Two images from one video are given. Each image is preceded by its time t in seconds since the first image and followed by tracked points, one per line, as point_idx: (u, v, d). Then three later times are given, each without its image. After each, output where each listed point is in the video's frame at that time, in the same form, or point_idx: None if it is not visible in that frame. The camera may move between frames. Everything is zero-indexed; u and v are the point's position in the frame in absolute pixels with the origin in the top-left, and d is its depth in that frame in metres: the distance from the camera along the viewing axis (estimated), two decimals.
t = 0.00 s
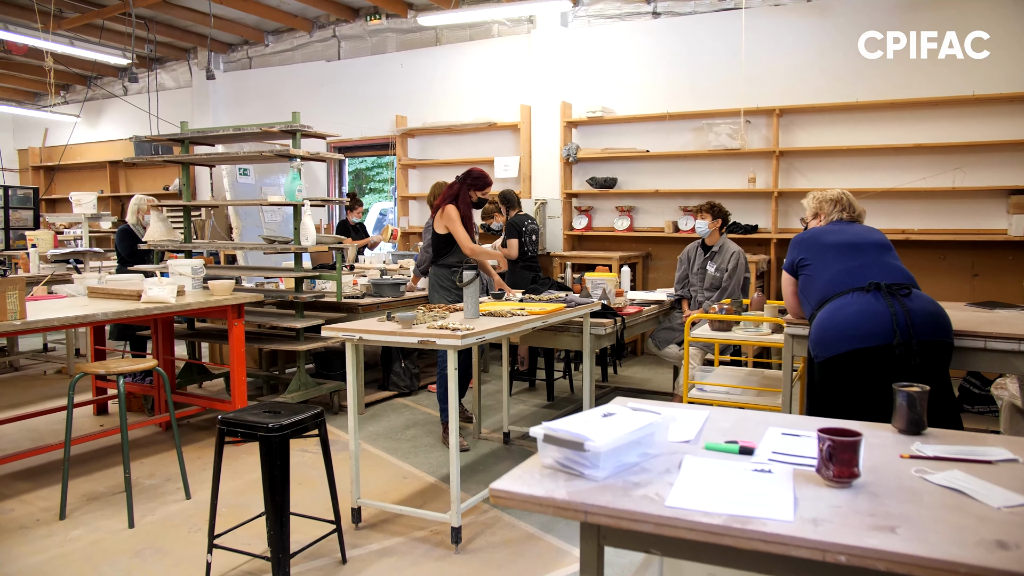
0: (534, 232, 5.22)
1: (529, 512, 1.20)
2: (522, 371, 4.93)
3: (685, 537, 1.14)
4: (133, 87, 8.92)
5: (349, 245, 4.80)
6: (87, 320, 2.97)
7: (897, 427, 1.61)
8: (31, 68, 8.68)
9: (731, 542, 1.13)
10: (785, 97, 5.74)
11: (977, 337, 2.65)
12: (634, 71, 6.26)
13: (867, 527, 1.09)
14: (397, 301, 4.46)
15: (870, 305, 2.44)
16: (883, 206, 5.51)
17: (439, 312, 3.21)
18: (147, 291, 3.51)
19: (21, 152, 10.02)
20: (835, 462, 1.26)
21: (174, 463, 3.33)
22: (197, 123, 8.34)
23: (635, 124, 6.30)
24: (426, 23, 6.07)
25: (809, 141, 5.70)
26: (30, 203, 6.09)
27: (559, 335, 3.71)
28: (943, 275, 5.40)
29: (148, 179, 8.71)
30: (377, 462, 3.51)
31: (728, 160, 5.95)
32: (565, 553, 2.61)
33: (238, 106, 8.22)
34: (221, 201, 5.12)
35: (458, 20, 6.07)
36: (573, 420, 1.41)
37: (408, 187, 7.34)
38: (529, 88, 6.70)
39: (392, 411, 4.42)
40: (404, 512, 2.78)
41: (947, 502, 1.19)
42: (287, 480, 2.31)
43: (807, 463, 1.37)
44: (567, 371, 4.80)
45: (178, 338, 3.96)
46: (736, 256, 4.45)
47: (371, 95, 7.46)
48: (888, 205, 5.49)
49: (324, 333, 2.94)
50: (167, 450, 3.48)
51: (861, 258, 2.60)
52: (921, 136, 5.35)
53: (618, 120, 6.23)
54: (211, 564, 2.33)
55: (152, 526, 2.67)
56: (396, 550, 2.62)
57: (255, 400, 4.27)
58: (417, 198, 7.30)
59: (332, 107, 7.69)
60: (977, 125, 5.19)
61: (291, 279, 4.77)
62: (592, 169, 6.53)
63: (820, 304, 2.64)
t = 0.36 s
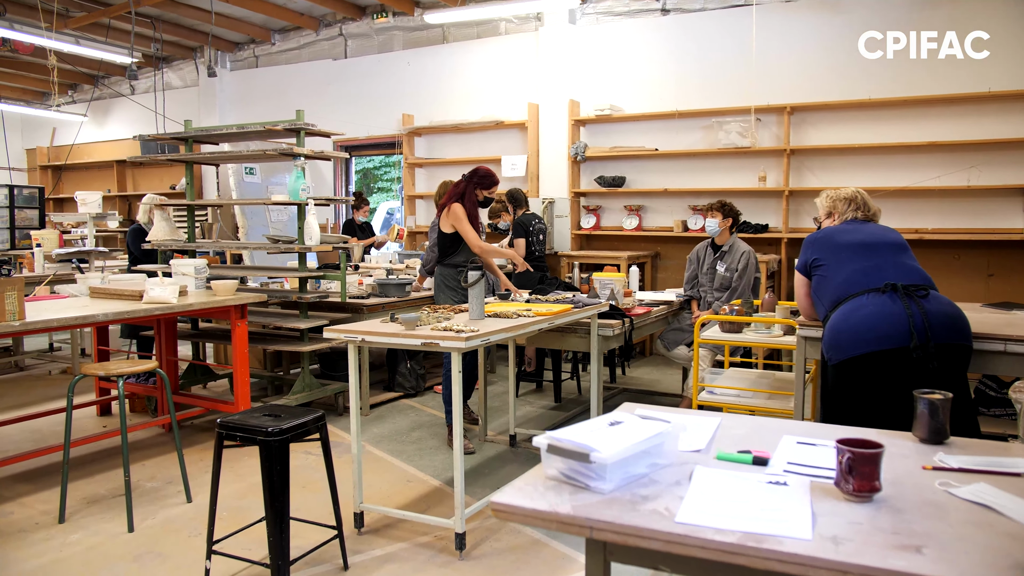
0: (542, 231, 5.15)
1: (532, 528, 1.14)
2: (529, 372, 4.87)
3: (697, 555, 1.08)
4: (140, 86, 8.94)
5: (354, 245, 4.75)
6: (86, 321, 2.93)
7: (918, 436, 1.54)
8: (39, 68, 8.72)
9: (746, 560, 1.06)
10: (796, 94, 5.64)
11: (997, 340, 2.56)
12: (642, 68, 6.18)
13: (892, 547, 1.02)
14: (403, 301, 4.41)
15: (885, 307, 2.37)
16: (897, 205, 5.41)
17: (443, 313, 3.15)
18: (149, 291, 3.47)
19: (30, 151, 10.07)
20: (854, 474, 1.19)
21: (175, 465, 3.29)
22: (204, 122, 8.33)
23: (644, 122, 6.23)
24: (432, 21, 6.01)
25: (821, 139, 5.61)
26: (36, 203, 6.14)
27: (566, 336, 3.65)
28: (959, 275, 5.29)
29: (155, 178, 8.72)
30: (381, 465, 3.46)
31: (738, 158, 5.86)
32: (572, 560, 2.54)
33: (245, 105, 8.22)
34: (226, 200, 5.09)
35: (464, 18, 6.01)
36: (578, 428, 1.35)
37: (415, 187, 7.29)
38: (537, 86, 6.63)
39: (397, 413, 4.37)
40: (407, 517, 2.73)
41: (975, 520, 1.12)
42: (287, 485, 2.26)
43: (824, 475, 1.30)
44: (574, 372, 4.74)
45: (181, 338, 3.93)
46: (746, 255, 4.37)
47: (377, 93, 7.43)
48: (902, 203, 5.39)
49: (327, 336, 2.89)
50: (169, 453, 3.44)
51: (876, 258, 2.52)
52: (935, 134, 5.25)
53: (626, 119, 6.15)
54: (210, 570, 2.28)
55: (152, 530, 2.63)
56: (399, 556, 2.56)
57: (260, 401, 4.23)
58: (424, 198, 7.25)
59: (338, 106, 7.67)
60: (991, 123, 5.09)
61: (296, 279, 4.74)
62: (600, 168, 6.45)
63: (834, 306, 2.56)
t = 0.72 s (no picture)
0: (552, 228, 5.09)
1: (538, 538, 1.09)
2: (538, 371, 4.81)
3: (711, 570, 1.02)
4: (150, 83, 8.96)
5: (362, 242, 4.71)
6: (89, 319, 2.90)
7: (943, 442, 1.46)
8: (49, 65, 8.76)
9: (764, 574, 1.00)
10: (810, 89, 5.54)
11: (1021, 340, 2.48)
12: (653, 64, 6.10)
13: (921, 564, 0.96)
14: (411, 299, 4.37)
15: (904, 306, 2.29)
16: (914, 203, 5.30)
17: (450, 311, 3.10)
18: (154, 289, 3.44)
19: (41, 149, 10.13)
20: (877, 484, 1.13)
21: (180, 464, 3.26)
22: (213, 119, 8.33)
23: (655, 118, 6.14)
24: (441, 17, 5.95)
25: (835, 135, 5.51)
26: (45, 200, 6.15)
27: (575, 335, 3.59)
28: (977, 274, 5.18)
29: (165, 176, 8.74)
30: (387, 465, 3.42)
31: (752, 155, 5.77)
32: (580, 564, 2.48)
33: (255, 101, 8.22)
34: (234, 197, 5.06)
35: (474, 14, 5.94)
36: (586, 434, 1.29)
37: (424, 184, 7.24)
38: (547, 82, 6.56)
39: (405, 412, 4.33)
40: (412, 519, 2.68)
41: (1008, 534, 1.05)
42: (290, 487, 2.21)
43: (846, 483, 1.24)
44: (584, 371, 4.68)
45: (187, 336, 3.90)
46: (759, 253, 4.29)
47: (386, 90, 7.39)
48: (919, 201, 5.28)
49: (332, 334, 2.85)
50: (174, 452, 3.42)
51: (895, 256, 2.44)
52: (951, 131, 5.14)
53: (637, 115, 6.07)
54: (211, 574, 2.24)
55: (154, 531, 2.59)
56: (404, 559, 2.52)
57: (267, 400, 4.20)
58: (433, 195, 7.21)
59: (347, 102, 7.64)
60: (1006, 119, 4.99)
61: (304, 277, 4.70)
62: (611, 165, 6.38)
63: (851, 305, 2.48)
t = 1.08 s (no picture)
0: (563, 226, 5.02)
1: (545, 550, 1.03)
2: (549, 370, 4.75)
3: None
4: (160, 81, 8.99)
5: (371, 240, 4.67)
6: (93, 317, 2.87)
7: (973, 448, 1.39)
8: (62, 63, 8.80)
9: None
10: (826, 84, 5.43)
11: None
12: (666, 59, 6.01)
13: None
14: (420, 297, 4.32)
15: (926, 305, 2.20)
16: (933, 200, 5.18)
17: (459, 310, 3.05)
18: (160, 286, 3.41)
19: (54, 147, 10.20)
20: (907, 494, 1.06)
21: (186, 464, 3.23)
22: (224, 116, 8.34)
23: (667, 114, 6.06)
24: (452, 12, 5.88)
25: (852, 131, 5.40)
26: (55, 197, 6.19)
27: (586, 334, 3.53)
28: (998, 273, 5.06)
29: (175, 174, 8.76)
30: (394, 466, 3.37)
31: (766, 152, 5.67)
32: (590, 569, 2.42)
33: (265, 99, 8.22)
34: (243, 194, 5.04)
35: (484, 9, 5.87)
36: (597, 438, 1.23)
37: (434, 181, 7.20)
38: (558, 78, 6.49)
39: (413, 411, 4.28)
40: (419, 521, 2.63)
41: None
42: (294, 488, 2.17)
43: (872, 492, 1.17)
44: (595, 371, 4.62)
45: (194, 334, 3.88)
46: (774, 251, 4.20)
47: (396, 86, 7.36)
48: (938, 198, 5.16)
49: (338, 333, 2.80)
50: (180, 451, 3.39)
51: (916, 253, 2.35)
52: (969, 126, 5.03)
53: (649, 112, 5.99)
54: None
55: (158, 531, 2.56)
56: (411, 562, 2.47)
57: (275, 398, 4.18)
58: (443, 192, 7.16)
59: (357, 99, 7.61)
60: (1021, 115, 4.88)
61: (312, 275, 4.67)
62: (623, 162, 6.30)
63: (871, 304, 2.40)
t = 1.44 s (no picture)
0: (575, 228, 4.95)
1: (553, 573, 0.97)
2: (560, 374, 4.68)
3: None
4: (172, 82, 9.02)
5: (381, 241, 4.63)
6: (97, 319, 2.83)
7: (1008, 464, 1.31)
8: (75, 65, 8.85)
9: None
10: (843, 83, 5.32)
11: None
12: (679, 59, 5.93)
13: None
14: (429, 299, 4.27)
15: (951, 309, 2.12)
16: (954, 201, 5.06)
17: (467, 313, 2.98)
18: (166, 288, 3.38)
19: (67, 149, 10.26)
20: (945, 516, 0.98)
21: (192, 468, 3.19)
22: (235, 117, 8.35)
23: (680, 114, 5.97)
24: (462, 12, 5.83)
25: (870, 131, 5.29)
26: (65, 198, 6.18)
27: (597, 338, 3.45)
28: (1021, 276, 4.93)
29: (187, 175, 8.79)
30: (401, 471, 3.31)
31: (782, 152, 5.57)
32: None
33: (276, 99, 8.22)
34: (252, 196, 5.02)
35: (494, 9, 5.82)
36: (609, 451, 1.16)
37: (445, 182, 7.15)
38: (570, 79, 6.43)
39: (423, 415, 4.23)
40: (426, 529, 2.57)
41: None
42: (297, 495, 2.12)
43: (904, 512, 1.09)
44: (607, 375, 4.54)
45: (202, 336, 3.85)
46: (790, 254, 4.11)
47: (407, 87, 7.33)
48: (959, 199, 5.04)
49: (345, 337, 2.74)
50: (186, 454, 3.36)
51: (941, 256, 2.26)
52: (991, 126, 4.90)
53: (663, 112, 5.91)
54: None
55: (161, 537, 2.52)
56: (417, 572, 2.41)
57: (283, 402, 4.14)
58: (454, 194, 7.11)
59: (368, 100, 7.59)
60: None
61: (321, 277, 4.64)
62: (635, 163, 6.22)
63: (892, 308, 2.31)
